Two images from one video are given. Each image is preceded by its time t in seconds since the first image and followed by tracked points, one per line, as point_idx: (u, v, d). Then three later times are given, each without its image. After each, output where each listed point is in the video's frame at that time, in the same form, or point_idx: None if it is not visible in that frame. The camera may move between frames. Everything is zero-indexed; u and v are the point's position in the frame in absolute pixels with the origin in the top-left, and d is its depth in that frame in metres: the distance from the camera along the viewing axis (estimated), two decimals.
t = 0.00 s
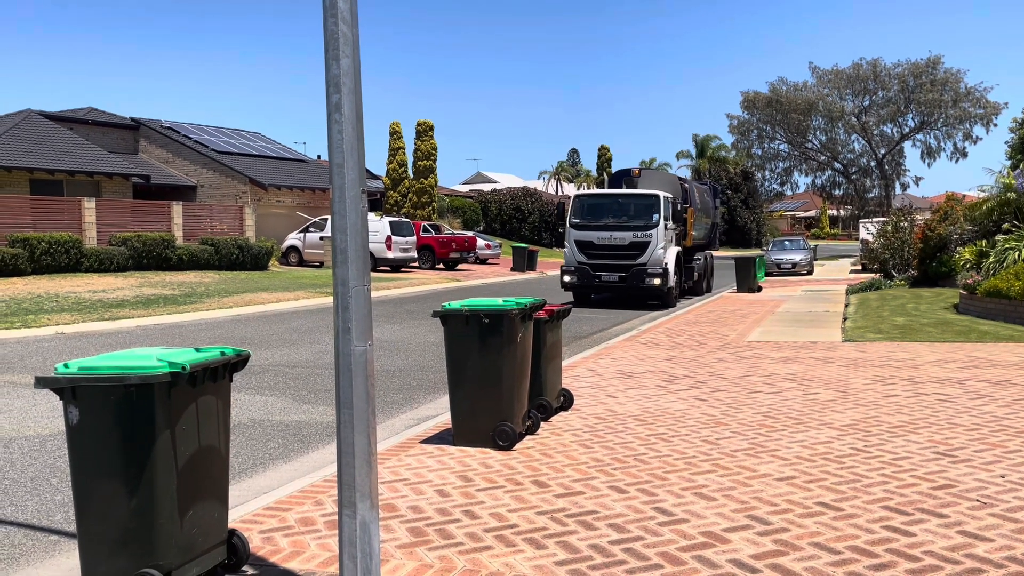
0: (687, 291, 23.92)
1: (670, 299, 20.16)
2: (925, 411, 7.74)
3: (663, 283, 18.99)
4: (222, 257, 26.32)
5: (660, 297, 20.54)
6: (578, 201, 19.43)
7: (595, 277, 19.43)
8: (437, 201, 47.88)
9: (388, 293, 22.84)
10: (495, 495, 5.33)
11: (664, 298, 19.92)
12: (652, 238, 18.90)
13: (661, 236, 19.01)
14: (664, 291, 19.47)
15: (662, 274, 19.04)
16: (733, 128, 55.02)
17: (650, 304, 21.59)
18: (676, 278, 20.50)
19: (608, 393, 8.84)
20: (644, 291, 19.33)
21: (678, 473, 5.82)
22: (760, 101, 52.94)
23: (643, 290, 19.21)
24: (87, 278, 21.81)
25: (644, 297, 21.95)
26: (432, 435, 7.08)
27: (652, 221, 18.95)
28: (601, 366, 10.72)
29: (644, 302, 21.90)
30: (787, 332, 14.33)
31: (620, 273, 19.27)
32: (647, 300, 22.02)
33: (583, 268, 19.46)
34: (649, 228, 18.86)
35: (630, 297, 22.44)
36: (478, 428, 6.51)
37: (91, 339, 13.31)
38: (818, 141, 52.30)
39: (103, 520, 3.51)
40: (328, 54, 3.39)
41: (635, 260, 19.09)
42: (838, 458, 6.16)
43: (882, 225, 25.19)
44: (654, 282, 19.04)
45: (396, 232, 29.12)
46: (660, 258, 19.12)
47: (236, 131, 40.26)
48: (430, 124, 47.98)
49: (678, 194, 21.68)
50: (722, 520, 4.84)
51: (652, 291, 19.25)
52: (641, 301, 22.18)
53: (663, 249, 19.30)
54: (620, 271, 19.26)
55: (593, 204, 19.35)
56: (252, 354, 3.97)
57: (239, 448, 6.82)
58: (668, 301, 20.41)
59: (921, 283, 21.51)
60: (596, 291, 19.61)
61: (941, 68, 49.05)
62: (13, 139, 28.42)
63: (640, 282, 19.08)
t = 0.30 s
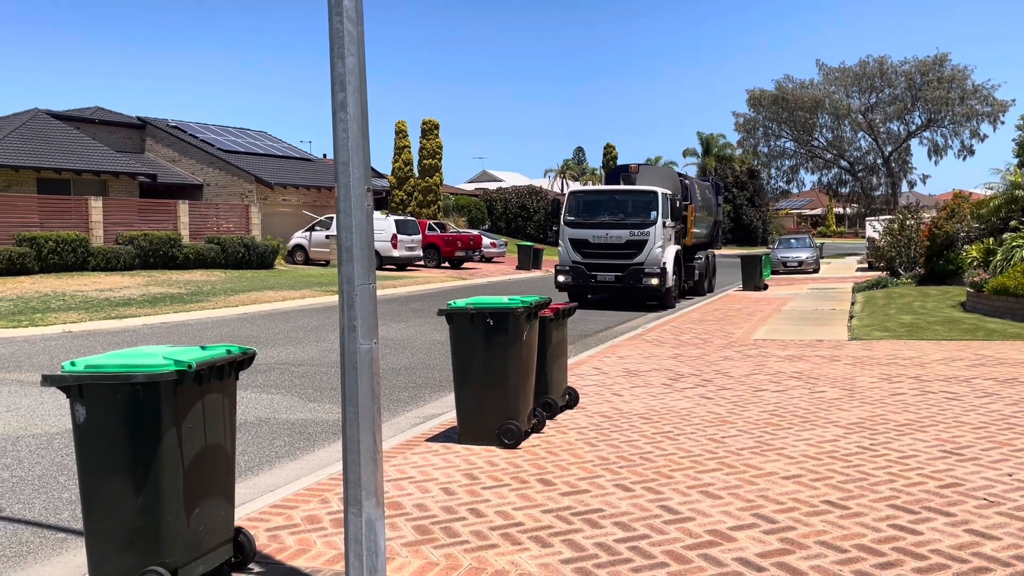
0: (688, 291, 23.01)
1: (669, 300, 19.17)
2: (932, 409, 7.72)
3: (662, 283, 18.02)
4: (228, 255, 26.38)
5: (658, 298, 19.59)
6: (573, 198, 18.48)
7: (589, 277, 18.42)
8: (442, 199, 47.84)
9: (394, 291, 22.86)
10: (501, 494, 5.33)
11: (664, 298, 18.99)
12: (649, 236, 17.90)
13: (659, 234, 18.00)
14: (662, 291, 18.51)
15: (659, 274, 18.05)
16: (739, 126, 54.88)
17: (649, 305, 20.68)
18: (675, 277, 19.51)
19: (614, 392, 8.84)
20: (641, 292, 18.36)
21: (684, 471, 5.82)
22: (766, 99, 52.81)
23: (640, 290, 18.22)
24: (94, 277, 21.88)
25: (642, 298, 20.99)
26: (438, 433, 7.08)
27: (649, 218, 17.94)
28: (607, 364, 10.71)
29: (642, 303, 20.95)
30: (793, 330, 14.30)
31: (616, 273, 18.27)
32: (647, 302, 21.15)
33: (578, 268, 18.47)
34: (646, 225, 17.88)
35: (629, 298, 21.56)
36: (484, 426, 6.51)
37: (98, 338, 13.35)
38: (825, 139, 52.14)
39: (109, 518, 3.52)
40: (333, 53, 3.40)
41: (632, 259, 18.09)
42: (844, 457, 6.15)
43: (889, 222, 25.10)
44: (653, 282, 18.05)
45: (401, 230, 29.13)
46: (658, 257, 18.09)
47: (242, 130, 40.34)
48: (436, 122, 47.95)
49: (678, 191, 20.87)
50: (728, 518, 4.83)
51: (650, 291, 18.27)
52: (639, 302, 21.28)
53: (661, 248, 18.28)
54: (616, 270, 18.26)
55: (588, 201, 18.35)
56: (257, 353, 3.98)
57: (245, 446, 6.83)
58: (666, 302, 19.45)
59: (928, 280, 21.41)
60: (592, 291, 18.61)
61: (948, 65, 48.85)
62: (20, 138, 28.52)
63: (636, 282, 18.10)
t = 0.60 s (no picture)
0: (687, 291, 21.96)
1: (667, 301, 18.14)
2: (939, 408, 7.69)
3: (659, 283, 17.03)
4: (234, 254, 26.45)
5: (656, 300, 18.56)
6: (566, 194, 17.48)
7: (582, 278, 17.40)
8: (448, 198, 47.84)
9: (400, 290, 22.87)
10: (507, 492, 5.34)
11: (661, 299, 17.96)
12: (646, 234, 16.89)
13: (656, 232, 16.99)
14: (659, 292, 17.51)
15: (656, 275, 17.05)
16: (745, 124, 54.77)
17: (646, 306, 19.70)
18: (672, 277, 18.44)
19: (620, 390, 8.84)
20: (636, 293, 17.36)
21: (690, 470, 5.80)
22: (773, 97, 52.68)
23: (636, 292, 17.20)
24: (102, 276, 21.95)
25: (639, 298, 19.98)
26: (444, 432, 7.08)
27: (646, 216, 16.94)
28: (613, 363, 10.70)
29: (639, 304, 19.94)
30: (799, 328, 14.27)
31: (611, 273, 17.25)
32: (644, 303, 20.20)
33: (571, 268, 17.45)
34: (642, 223, 16.87)
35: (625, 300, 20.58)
36: (491, 425, 6.51)
37: (105, 336, 13.38)
38: (832, 137, 52.01)
39: (116, 517, 3.53)
40: (338, 52, 3.40)
41: (627, 259, 17.08)
42: (851, 456, 6.12)
43: (896, 221, 25.00)
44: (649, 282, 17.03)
45: (407, 229, 29.15)
46: (655, 256, 17.07)
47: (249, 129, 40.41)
48: (442, 121, 47.95)
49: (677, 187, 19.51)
50: (734, 517, 4.83)
51: (646, 292, 17.27)
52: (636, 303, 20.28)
53: (658, 247, 17.26)
54: (610, 271, 17.24)
55: (582, 198, 17.34)
56: (264, 351, 3.99)
57: (252, 444, 6.84)
58: (664, 304, 18.41)
59: (935, 279, 21.32)
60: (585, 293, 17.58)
61: (956, 63, 48.66)
62: (28, 138, 28.63)
63: (632, 283, 17.09)
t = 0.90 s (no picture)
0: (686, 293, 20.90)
1: (663, 305, 17.01)
2: (948, 408, 7.66)
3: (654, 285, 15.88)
4: (242, 254, 26.52)
5: (652, 303, 17.47)
6: (557, 192, 16.39)
7: (573, 280, 16.20)
8: (455, 198, 47.81)
9: (407, 290, 22.88)
10: (514, 491, 5.34)
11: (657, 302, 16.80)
12: (640, 234, 15.77)
13: (651, 232, 15.86)
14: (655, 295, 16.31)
15: (651, 277, 15.88)
16: (753, 123, 54.67)
17: (642, 310, 18.67)
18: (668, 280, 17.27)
19: (627, 390, 8.83)
20: (631, 297, 16.17)
21: (697, 470, 5.79)
22: (780, 97, 52.54)
23: (629, 295, 16.03)
24: (110, 276, 22.04)
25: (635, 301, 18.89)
26: (450, 431, 7.09)
27: (640, 214, 15.85)
28: (620, 363, 10.69)
29: (635, 308, 18.86)
30: (807, 328, 14.24)
31: (603, 275, 16.09)
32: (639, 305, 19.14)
33: (561, 269, 16.26)
34: (637, 222, 15.75)
35: (620, 303, 19.44)
36: (497, 425, 6.51)
37: (112, 336, 13.42)
38: (839, 136, 51.86)
39: (124, 517, 3.55)
40: (346, 51, 3.41)
41: (620, 260, 15.93)
42: (859, 456, 6.10)
43: (904, 220, 24.90)
44: (643, 285, 15.86)
45: (414, 229, 29.17)
46: (650, 257, 15.91)
47: (256, 129, 40.51)
48: (449, 121, 47.94)
49: (674, 184, 18.43)
50: (742, 517, 4.82)
51: (640, 296, 16.08)
52: (632, 306, 19.18)
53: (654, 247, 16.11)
54: (603, 272, 16.07)
55: (574, 195, 16.25)
56: (272, 350, 3.99)
57: (259, 444, 6.85)
58: (659, 308, 17.27)
59: (943, 279, 21.25)
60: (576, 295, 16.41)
61: (964, 62, 48.48)
62: (37, 138, 28.76)
63: (625, 286, 15.92)
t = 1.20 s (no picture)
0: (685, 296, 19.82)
1: (658, 310, 15.96)
2: (958, 409, 7.62)
3: (648, 289, 14.76)
4: (250, 254, 26.60)
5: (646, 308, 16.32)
6: (545, 189, 15.31)
7: (561, 284, 15.15)
8: (463, 199, 47.82)
9: (414, 291, 22.88)
10: (522, 492, 5.34)
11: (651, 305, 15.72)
12: (633, 235, 14.66)
13: (645, 233, 14.73)
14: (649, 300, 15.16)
15: (645, 281, 14.73)
16: (761, 124, 54.59)
17: (637, 315, 17.50)
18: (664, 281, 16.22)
19: (635, 391, 8.82)
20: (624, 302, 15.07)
21: (706, 471, 5.78)
22: (788, 97, 52.38)
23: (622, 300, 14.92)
24: (119, 276, 22.13)
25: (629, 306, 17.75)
26: (458, 432, 7.09)
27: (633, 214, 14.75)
28: (628, 363, 10.67)
29: (630, 313, 17.76)
30: (816, 329, 14.18)
31: (594, 278, 15.02)
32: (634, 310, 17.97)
33: (549, 272, 15.19)
34: (629, 222, 14.66)
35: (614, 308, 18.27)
36: (505, 425, 6.51)
37: (122, 336, 13.47)
38: (848, 136, 51.68)
39: (133, 516, 3.57)
40: (354, 52, 3.41)
41: (612, 263, 14.84)
42: (869, 457, 6.08)
43: (913, 221, 24.77)
44: (636, 289, 14.73)
45: (422, 229, 29.18)
46: (643, 260, 14.77)
47: (265, 130, 40.63)
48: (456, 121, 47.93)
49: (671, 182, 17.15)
50: (751, 519, 4.80)
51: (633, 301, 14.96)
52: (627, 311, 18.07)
53: (649, 249, 14.97)
54: (593, 276, 15.00)
55: (563, 193, 15.19)
56: (281, 351, 4.01)
57: (268, 444, 6.87)
58: (655, 313, 16.22)
59: (953, 279, 21.15)
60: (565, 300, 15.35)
61: (974, 61, 48.26)
62: (47, 139, 28.91)
63: (617, 290, 14.80)
